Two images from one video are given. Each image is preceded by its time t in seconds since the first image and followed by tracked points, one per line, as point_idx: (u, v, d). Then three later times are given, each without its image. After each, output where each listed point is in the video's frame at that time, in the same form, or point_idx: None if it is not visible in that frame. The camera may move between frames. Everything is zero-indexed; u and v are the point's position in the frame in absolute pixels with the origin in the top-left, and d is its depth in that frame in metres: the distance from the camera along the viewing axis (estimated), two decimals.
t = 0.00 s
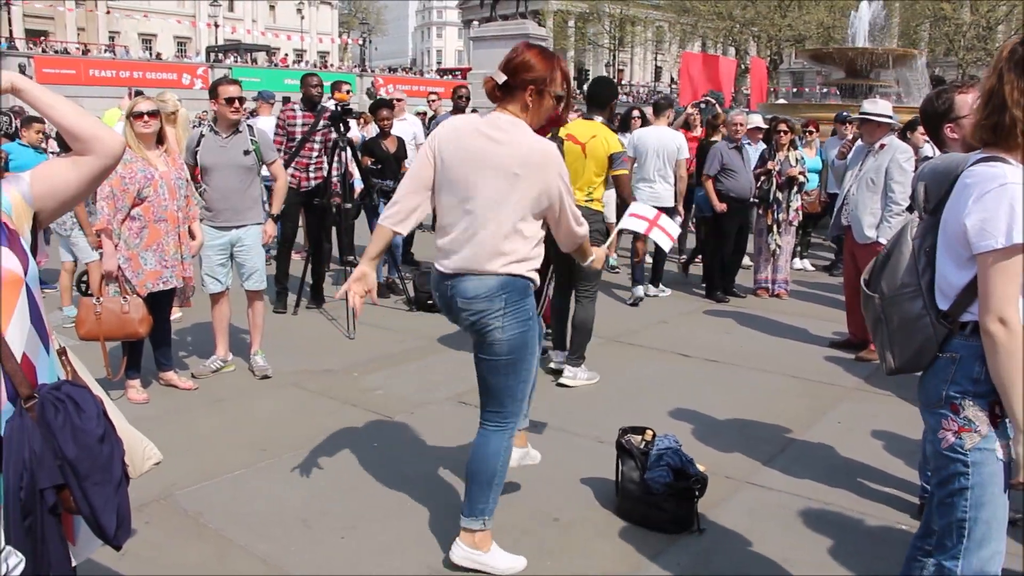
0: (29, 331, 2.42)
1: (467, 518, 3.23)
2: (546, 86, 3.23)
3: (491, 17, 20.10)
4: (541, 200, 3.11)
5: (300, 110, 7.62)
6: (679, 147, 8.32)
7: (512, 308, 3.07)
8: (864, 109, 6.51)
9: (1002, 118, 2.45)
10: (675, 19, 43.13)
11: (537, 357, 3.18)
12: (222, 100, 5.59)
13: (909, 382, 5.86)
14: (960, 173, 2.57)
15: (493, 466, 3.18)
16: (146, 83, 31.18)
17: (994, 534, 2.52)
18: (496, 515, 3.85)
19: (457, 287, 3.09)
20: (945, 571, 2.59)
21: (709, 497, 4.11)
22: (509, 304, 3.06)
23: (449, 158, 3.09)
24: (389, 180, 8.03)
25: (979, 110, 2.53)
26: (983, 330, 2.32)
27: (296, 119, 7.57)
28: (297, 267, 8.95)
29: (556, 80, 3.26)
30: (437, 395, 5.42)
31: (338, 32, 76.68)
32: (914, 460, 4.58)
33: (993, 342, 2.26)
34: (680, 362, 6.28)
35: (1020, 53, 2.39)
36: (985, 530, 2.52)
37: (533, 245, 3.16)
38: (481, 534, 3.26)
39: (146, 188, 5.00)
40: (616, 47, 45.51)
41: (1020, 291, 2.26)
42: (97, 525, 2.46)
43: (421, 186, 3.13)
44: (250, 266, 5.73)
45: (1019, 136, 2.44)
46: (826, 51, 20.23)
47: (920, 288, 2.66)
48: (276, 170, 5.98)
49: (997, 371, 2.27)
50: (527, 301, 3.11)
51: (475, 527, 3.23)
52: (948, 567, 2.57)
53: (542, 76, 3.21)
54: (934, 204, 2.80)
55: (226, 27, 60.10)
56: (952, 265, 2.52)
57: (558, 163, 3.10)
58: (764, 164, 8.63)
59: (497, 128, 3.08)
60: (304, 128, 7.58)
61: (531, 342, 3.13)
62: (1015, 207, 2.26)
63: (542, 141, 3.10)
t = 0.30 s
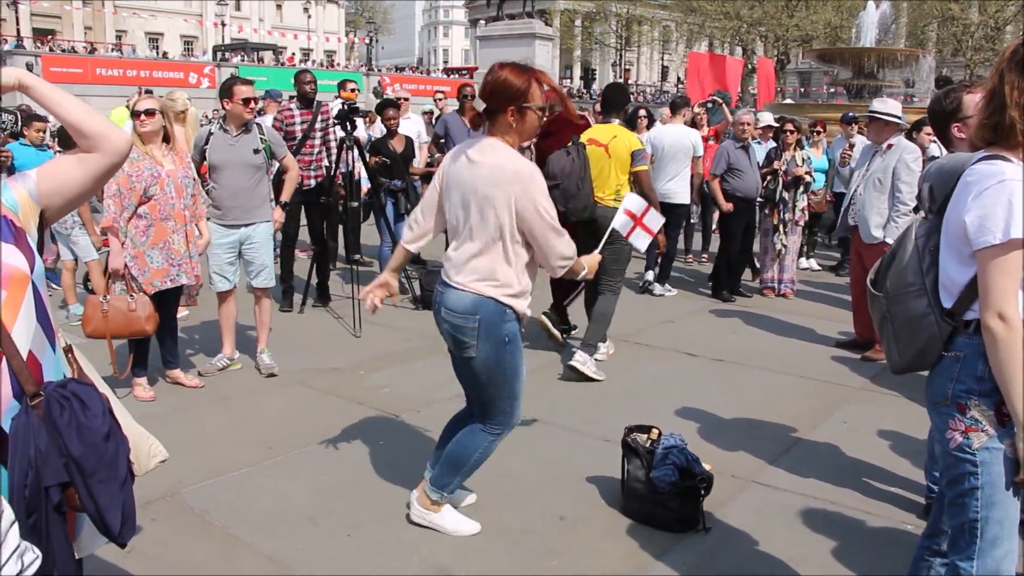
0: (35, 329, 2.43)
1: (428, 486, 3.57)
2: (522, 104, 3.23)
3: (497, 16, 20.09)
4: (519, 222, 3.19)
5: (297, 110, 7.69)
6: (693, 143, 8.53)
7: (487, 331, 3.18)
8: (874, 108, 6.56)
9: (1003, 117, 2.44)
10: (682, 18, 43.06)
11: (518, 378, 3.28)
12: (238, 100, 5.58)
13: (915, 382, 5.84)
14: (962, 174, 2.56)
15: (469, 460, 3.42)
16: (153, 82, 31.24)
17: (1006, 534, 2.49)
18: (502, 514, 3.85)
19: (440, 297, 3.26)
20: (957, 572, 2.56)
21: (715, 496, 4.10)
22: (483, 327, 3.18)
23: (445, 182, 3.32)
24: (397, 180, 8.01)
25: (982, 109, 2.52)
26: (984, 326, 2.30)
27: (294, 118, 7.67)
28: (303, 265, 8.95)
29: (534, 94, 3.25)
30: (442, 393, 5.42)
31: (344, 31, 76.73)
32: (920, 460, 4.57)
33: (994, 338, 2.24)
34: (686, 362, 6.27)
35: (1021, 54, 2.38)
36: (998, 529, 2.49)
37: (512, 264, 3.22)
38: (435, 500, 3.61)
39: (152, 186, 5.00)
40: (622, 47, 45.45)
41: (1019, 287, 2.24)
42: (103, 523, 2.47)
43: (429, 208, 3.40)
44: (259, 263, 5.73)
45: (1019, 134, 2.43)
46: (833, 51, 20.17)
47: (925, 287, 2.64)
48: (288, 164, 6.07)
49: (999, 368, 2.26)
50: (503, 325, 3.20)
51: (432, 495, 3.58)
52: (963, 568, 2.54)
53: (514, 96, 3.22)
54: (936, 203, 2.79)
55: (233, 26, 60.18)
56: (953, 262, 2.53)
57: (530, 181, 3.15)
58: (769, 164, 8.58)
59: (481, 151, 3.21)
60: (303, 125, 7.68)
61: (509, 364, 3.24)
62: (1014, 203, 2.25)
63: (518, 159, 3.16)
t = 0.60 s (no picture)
0: (41, 326, 2.42)
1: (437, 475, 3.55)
2: (491, 75, 3.34)
3: (503, 13, 20.11)
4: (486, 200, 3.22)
5: (291, 107, 7.77)
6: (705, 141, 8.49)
7: (470, 287, 3.31)
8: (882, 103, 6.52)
9: (1009, 115, 2.43)
10: (687, 15, 42.99)
11: (497, 350, 3.32)
12: (254, 98, 5.65)
13: (922, 379, 5.82)
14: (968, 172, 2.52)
15: (456, 437, 3.44)
16: (159, 79, 31.29)
17: None
18: (507, 511, 3.84)
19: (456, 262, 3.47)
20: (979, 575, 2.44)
21: (721, 493, 4.08)
22: (465, 283, 3.32)
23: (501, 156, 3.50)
24: (405, 177, 7.93)
25: (985, 108, 2.52)
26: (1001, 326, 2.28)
27: (287, 114, 7.74)
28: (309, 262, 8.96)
29: (500, 62, 3.32)
30: (448, 390, 5.42)
31: (349, 28, 76.76)
32: (927, 457, 4.55)
33: (1013, 336, 2.23)
34: (691, 359, 6.25)
35: (1022, 52, 2.34)
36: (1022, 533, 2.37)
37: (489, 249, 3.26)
38: (447, 490, 3.57)
39: (154, 182, 5.01)
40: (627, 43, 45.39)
41: None
42: (108, 519, 2.48)
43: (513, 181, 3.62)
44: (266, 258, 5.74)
45: None
46: (839, 48, 20.14)
47: (937, 288, 2.57)
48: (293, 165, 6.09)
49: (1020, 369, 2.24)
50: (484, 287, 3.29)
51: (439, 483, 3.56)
52: (986, 573, 2.42)
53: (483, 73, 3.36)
54: (941, 203, 2.75)
55: (238, 23, 60.23)
56: (964, 261, 2.47)
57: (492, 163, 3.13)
58: (775, 160, 8.57)
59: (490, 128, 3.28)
60: (296, 122, 7.75)
61: (485, 330, 3.31)
62: None
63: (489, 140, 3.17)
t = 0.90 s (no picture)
0: (25, 330, 2.40)
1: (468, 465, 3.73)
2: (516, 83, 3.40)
3: (491, 13, 20.10)
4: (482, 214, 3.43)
5: (272, 107, 7.58)
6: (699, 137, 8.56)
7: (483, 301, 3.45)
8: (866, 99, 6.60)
9: (989, 111, 2.45)
10: (676, 13, 43.09)
11: (502, 364, 3.37)
12: (249, 100, 5.63)
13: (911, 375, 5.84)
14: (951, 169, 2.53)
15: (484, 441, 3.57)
16: (147, 81, 31.15)
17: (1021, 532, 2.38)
18: (497, 511, 3.84)
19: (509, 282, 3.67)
20: (971, 570, 2.44)
21: (712, 491, 4.09)
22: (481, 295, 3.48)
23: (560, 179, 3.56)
24: (394, 176, 7.98)
25: (965, 106, 2.53)
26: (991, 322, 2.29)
27: (267, 116, 7.53)
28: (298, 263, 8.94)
29: (520, 74, 3.40)
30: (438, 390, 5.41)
31: (338, 28, 76.62)
32: (916, 452, 4.57)
33: (1004, 334, 2.23)
34: (682, 357, 6.25)
35: (1001, 47, 2.38)
36: (1013, 527, 2.38)
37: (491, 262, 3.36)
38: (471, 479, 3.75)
39: (139, 184, 4.97)
40: (616, 42, 45.44)
41: None
42: (95, 523, 2.48)
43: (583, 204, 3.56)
44: (260, 259, 5.70)
45: (1006, 128, 2.43)
46: (826, 45, 20.22)
47: (925, 286, 2.56)
48: (280, 169, 6.02)
49: (1011, 364, 2.25)
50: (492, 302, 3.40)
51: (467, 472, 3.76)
52: (977, 568, 2.42)
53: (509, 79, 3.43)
54: (924, 200, 2.73)
55: (226, 24, 60.03)
56: (951, 257, 2.46)
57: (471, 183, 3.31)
58: (763, 158, 8.56)
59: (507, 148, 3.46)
60: (276, 123, 7.57)
61: (495, 346, 3.40)
62: (1014, 197, 2.24)
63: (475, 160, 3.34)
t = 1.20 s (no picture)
0: None
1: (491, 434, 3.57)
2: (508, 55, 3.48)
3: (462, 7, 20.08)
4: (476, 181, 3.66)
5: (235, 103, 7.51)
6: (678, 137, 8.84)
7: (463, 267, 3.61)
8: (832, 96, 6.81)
9: (947, 107, 2.47)
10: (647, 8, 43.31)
11: (478, 297, 3.39)
12: (217, 93, 5.59)
13: (874, 369, 5.94)
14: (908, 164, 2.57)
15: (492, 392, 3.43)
16: (112, 73, 30.69)
17: (970, 518, 2.45)
18: (465, 507, 3.85)
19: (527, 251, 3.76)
20: (923, 557, 2.51)
21: (679, 484, 4.13)
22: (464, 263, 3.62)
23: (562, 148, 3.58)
24: (360, 170, 7.89)
25: (923, 102, 2.55)
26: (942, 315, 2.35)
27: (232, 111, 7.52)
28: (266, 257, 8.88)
29: (514, 45, 3.47)
30: (407, 385, 5.41)
31: (309, 21, 76.01)
32: (880, 445, 4.64)
33: (954, 326, 2.29)
34: (650, 351, 6.29)
35: (960, 44, 2.44)
36: (962, 513, 2.44)
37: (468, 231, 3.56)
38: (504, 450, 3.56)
39: (102, 177, 4.91)
40: (588, 37, 45.56)
41: (973, 272, 2.29)
42: (55, 521, 2.45)
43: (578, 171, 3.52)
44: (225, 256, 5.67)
45: (962, 123, 2.45)
46: (794, 41, 20.44)
47: (881, 278, 2.57)
48: (246, 163, 5.96)
49: (959, 358, 2.32)
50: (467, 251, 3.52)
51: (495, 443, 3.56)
52: (929, 554, 2.49)
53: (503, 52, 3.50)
54: (883, 195, 2.75)
55: (194, 16, 59.32)
56: (906, 250, 2.50)
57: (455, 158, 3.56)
58: (730, 152, 8.60)
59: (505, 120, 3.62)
60: (242, 118, 7.57)
61: (471, 286, 3.45)
62: (966, 192, 2.28)
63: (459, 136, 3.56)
